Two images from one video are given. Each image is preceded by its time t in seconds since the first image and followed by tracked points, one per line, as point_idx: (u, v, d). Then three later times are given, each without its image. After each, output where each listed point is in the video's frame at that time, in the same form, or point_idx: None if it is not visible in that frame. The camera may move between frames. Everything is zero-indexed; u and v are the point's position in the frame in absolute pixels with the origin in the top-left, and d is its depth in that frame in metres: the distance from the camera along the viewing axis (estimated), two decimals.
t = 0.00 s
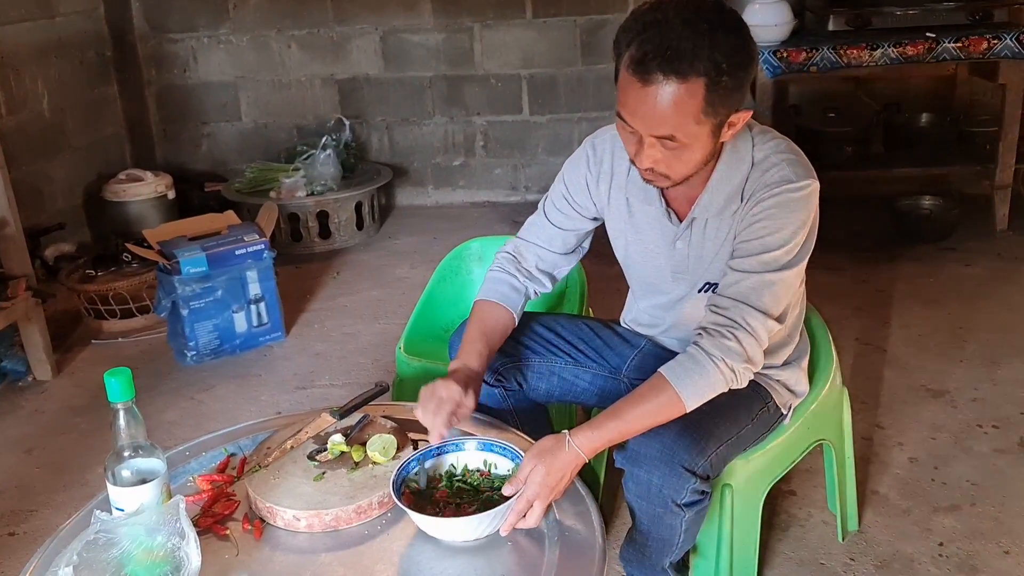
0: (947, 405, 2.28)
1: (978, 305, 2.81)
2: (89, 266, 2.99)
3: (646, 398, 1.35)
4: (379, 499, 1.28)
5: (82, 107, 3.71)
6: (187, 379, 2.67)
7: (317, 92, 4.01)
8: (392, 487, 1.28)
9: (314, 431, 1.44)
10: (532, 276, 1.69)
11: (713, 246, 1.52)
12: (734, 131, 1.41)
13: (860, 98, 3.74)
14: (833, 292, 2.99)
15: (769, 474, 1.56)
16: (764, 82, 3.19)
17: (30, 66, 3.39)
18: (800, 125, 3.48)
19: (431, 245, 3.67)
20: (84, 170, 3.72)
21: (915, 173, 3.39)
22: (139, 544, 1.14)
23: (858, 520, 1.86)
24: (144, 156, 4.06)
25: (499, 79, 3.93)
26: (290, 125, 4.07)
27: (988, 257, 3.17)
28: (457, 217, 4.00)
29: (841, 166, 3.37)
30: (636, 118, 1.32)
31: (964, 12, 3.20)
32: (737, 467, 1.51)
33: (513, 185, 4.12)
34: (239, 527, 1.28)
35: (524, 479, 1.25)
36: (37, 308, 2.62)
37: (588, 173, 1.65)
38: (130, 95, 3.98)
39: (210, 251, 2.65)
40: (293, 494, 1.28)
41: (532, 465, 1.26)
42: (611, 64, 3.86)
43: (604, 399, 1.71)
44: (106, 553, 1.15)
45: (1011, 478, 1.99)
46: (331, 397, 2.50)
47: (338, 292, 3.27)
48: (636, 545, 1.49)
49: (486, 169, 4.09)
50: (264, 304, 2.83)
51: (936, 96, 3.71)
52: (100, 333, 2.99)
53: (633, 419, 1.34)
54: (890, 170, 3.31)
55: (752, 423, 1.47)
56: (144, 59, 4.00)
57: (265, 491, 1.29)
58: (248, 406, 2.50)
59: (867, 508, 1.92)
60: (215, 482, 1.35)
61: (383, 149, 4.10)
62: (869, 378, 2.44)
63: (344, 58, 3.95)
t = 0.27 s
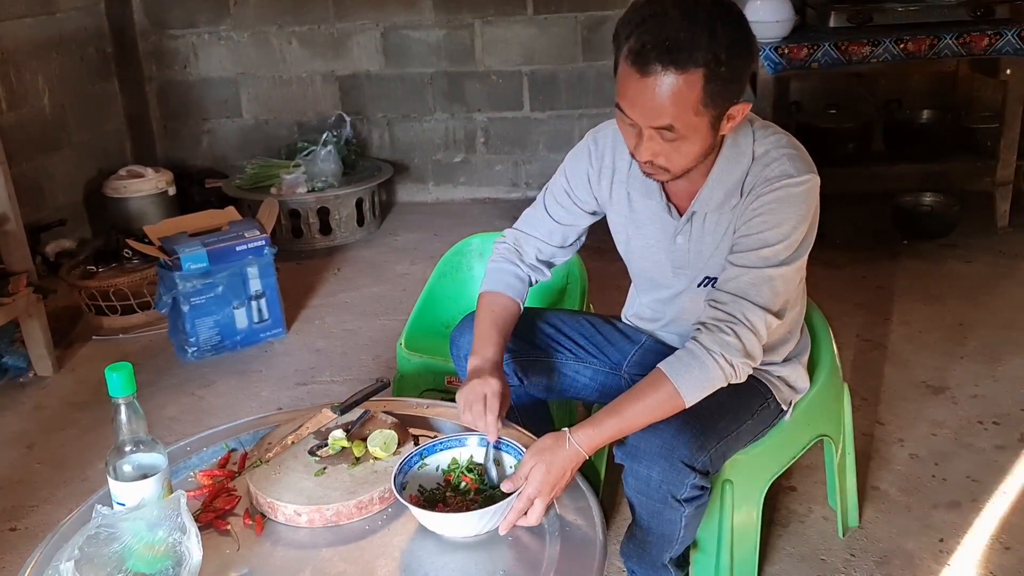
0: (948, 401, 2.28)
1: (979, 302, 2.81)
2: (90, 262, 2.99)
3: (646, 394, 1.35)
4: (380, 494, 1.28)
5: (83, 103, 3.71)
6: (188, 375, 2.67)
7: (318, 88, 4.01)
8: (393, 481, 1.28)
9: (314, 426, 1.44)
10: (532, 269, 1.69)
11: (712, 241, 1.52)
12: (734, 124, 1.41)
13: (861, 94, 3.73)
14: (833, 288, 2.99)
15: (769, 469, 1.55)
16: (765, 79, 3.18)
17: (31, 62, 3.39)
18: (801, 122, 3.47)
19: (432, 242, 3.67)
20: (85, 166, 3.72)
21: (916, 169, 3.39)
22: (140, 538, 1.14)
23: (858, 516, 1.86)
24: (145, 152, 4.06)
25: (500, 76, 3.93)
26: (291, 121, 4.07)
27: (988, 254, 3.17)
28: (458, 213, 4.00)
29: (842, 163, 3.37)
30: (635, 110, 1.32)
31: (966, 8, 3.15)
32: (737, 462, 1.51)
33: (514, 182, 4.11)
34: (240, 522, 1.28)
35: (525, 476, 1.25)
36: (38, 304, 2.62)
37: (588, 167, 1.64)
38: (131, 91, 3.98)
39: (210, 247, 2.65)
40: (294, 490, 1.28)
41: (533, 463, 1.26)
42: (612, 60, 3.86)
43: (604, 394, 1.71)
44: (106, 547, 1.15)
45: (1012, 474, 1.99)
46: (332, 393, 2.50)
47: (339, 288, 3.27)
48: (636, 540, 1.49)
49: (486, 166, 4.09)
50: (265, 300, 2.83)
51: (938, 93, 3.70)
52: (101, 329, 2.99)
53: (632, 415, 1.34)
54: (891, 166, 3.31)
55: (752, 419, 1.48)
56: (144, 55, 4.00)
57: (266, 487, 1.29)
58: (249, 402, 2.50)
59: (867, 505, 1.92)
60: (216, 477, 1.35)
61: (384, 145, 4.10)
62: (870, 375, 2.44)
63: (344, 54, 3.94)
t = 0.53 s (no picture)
0: (948, 398, 2.29)
1: (979, 300, 2.81)
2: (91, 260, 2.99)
3: (645, 389, 1.35)
4: (381, 490, 1.28)
5: (84, 101, 3.72)
6: (189, 372, 2.68)
7: (318, 86, 4.01)
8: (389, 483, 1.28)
9: (315, 423, 1.45)
10: (538, 273, 1.68)
11: (713, 237, 1.52)
12: (736, 115, 1.41)
13: (862, 92, 3.73)
14: (834, 286, 2.99)
15: (768, 466, 1.56)
16: (766, 76, 3.18)
17: (31, 60, 3.40)
18: (801, 120, 3.47)
19: (433, 239, 3.67)
20: (86, 163, 3.72)
21: (917, 167, 3.39)
22: (142, 534, 1.15)
23: (858, 513, 1.87)
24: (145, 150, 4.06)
25: (500, 73, 3.93)
26: (292, 119, 4.07)
27: (988, 251, 3.17)
28: (458, 211, 4.00)
29: (842, 160, 3.37)
30: (638, 95, 1.33)
31: (967, 6, 3.16)
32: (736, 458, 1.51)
33: (514, 179, 4.12)
34: (241, 518, 1.28)
35: (524, 471, 1.25)
36: (39, 302, 2.63)
37: (590, 163, 1.65)
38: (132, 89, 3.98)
39: (211, 244, 2.66)
40: (295, 486, 1.29)
41: (532, 457, 1.26)
42: (612, 58, 3.86)
43: (604, 391, 1.71)
44: (108, 543, 1.15)
45: (1011, 471, 1.99)
46: (332, 390, 2.51)
47: (339, 286, 3.27)
48: (636, 537, 1.50)
49: (487, 164, 4.09)
50: (266, 297, 2.83)
51: (938, 90, 3.70)
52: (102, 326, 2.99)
53: (632, 411, 1.34)
54: (891, 164, 3.31)
55: (752, 415, 1.48)
56: (145, 53, 4.00)
57: (267, 483, 1.30)
58: (249, 399, 2.50)
59: (867, 502, 1.92)
60: (217, 473, 1.36)
61: (384, 143, 4.10)
62: (870, 372, 2.44)
63: (345, 52, 3.94)
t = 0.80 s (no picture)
0: (948, 396, 2.29)
1: (980, 298, 2.81)
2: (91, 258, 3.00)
3: (646, 387, 1.35)
4: (381, 488, 1.28)
5: (84, 99, 3.71)
6: (189, 370, 2.68)
7: (318, 84, 4.01)
8: (391, 480, 1.27)
9: (314, 421, 1.44)
10: (541, 270, 1.68)
11: (714, 236, 1.52)
12: (737, 113, 1.41)
13: (862, 90, 3.73)
14: (834, 284, 2.99)
15: (769, 464, 1.56)
16: (766, 74, 3.18)
17: (32, 57, 3.39)
18: (801, 118, 3.47)
19: (433, 237, 3.67)
20: (86, 161, 3.72)
21: (917, 165, 3.39)
22: (141, 531, 1.15)
23: (858, 510, 1.87)
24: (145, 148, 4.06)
25: (500, 71, 3.92)
26: (292, 117, 4.07)
27: (989, 249, 3.17)
28: (458, 209, 4.00)
29: (842, 158, 3.37)
30: (637, 96, 1.32)
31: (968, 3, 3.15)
32: (737, 457, 1.51)
33: (515, 177, 4.11)
34: (241, 516, 1.28)
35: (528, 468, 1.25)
36: (39, 300, 2.62)
37: (590, 161, 1.64)
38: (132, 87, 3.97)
39: (211, 242, 2.66)
40: (295, 484, 1.29)
41: (534, 455, 1.26)
42: (613, 56, 3.86)
43: (605, 390, 1.71)
44: (108, 541, 1.15)
45: (1012, 469, 1.99)
46: (333, 388, 2.51)
47: (340, 284, 3.27)
48: (636, 535, 1.50)
49: (487, 162, 4.09)
50: (266, 295, 2.83)
51: (939, 88, 3.70)
52: (102, 324, 2.99)
53: (633, 410, 1.34)
54: (892, 162, 3.31)
55: (752, 413, 1.48)
56: (145, 51, 4.00)
57: (267, 481, 1.30)
58: (250, 397, 2.50)
59: (868, 500, 1.92)
60: (217, 471, 1.36)
61: (385, 141, 4.09)
62: (871, 370, 2.44)
63: (345, 50, 3.94)
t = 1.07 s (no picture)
0: (947, 392, 2.29)
1: (979, 294, 2.81)
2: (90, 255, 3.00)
3: (643, 382, 1.35)
4: (379, 485, 1.28)
5: (83, 96, 3.71)
6: (188, 367, 2.68)
7: (317, 81, 4.01)
8: (379, 480, 1.26)
9: (313, 417, 1.44)
10: (533, 263, 1.68)
11: (712, 232, 1.52)
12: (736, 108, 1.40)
13: (862, 86, 3.73)
14: (834, 280, 2.99)
15: (767, 460, 1.56)
16: (766, 71, 3.18)
17: (30, 54, 3.39)
18: (800, 115, 3.47)
19: (432, 234, 3.67)
20: (85, 158, 3.72)
21: (917, 162, 3.38)
22: (139, 528, 1.15)
23: (857, 507, 1.87)
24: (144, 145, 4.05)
25: (500, 68, 3.92)
26: (291, 114, 4.07)
27: (988, 246, 3.17)
28: (458, 206, 4.00)
29: (842, 155, 3.36)
30: (636, 90, 1.32)
31: None
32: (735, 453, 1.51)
33: (514, 174, 4.11)
34: (239, 513, 1.28)
35: (522, 463, 1.25)
36: (38, 297, 2.62)
37: (589, 156, 1.64)
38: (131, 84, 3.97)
39: (210, 239, 2.66)
40: (293, 480, 1.29)
41: (529, 449, 1.25)
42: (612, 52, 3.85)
43: (602, 386, 1.71)
44: (105, 537, 1.15)
45: (1010, 465, 1.99)
46: (332, 385, 2.51)
47: (339, 281, 3.27)
48: (633, 531, 1.50)
49: (487, 158, 4.09)
50: (265, 292, 2.83)
51: (938, 85, 3.70)
52: (101, 322, 2.99)
53: (630, 404, 1.34)
54: (892, 158, 3.31)
55: (750, 410, 1.48)
56: (144, 48, 4.00)
57: (264, 477, 1.30)
58: (249, 394, 2.50)
59: (866, 496, 1.92)
60: (215, 468, 1.35)
61: (384, 138, 4.09)
62: (870, 366, 2.44)
63: (344, 46, 3.94)
